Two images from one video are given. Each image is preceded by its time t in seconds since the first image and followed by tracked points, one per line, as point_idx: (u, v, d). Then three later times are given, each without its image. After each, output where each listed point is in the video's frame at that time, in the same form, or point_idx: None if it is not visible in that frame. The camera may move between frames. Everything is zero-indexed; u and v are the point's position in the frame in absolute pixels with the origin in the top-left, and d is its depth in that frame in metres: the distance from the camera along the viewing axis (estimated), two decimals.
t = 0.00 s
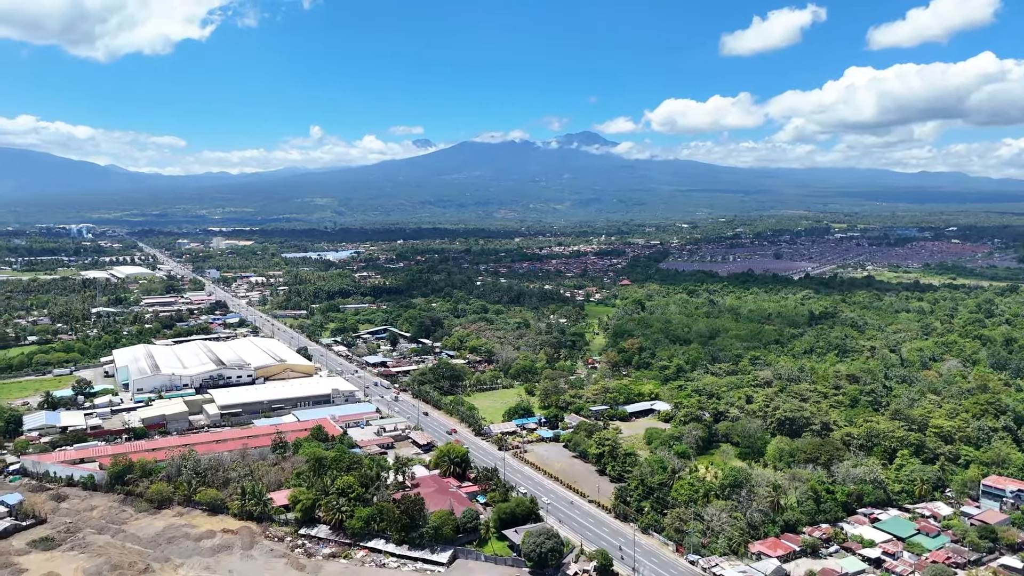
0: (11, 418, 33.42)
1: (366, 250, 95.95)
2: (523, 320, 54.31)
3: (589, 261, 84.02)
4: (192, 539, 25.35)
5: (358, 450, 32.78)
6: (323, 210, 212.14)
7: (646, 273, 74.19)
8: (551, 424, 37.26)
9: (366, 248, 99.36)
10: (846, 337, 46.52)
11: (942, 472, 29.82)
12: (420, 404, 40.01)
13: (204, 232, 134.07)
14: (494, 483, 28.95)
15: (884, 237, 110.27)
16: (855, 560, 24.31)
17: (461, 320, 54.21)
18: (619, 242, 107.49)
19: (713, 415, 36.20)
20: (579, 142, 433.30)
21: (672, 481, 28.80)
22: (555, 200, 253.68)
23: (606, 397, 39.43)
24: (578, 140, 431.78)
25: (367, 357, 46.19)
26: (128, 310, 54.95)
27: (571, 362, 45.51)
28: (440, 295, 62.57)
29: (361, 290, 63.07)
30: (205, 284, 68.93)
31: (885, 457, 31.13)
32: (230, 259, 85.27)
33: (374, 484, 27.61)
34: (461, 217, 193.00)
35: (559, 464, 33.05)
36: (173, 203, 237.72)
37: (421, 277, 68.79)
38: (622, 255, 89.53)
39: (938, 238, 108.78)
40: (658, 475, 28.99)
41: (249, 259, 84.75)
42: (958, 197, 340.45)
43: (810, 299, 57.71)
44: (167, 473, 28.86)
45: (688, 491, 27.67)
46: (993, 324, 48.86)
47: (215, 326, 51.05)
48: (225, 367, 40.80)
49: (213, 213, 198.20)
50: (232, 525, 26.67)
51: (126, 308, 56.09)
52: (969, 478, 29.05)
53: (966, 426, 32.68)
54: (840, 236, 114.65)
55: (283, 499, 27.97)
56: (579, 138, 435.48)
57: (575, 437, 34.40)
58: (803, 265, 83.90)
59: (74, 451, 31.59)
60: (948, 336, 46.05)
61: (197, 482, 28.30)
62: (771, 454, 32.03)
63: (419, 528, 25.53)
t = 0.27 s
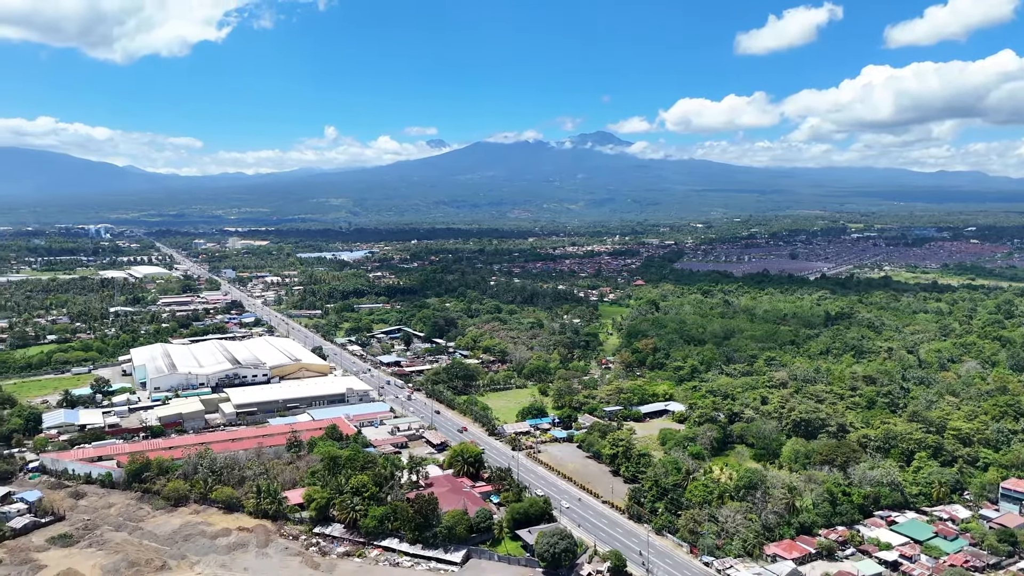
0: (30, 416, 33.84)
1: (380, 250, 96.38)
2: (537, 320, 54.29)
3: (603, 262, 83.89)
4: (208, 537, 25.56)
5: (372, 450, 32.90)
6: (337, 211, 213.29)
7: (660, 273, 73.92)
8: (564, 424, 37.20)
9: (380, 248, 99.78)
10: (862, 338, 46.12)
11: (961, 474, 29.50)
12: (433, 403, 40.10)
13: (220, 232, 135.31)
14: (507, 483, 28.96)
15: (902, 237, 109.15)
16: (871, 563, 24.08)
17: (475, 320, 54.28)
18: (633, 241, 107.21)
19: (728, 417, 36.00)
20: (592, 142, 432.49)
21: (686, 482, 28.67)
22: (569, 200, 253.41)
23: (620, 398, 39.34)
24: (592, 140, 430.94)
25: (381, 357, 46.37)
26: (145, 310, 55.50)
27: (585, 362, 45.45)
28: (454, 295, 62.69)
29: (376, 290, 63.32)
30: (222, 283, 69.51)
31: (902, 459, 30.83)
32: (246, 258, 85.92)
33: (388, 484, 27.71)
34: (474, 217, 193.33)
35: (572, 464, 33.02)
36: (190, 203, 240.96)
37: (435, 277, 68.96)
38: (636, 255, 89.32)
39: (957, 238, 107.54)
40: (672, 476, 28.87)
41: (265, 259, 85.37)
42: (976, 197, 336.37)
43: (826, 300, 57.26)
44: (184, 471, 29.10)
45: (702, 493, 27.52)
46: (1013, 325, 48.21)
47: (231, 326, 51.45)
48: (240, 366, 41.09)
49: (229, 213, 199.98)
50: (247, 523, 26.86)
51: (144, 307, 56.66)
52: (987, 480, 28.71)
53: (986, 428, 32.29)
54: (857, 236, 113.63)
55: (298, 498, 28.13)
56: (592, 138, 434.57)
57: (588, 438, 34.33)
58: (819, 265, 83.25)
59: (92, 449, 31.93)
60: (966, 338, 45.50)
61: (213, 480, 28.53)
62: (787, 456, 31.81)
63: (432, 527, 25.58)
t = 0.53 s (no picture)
0: (50, 414, 34.27)
1: (395, 250, 96.78)
2: (551, 321, 54.25)
3: (617, 262, 83.71)
4: (223, 535, 25.75)
5: (386, 449, 33.01)
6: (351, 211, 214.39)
7: (674, 273, 73.64)
8: (578, 425, 37.13)
9: (395, 248, 100.19)
10: (879, 339, 45.71)
11: (979, 477, 29.15)
12: (447, 403, 40.18)
13: (236, 232, 136.43)
14: (520, 483, 28.96)
15: (920, 237, 108.00)
16: (888, 566, 23.84)
17: (488, 320, 54.32)
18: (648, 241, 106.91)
19: (743, 418, 35.79)
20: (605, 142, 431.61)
21: (700, 484, 28.52)
22: (582, 200, 253.09)
23: (634, 399, 39.23)
24: (605, 139, 430.06)
25: (395, 356, 46.53)
26: (162, 309, 56.04)
27: (599, 362, 45.37)
28: (468, 295, 62.80)
29: (390, 290, 63.55)
30: (238, 283, 70.08)
31: (919, 462, 30.50)
32: (262, 258, 86.55)
33: (402, 483, 27.79)
34: (488, 217, 193.61)
35: (586, 465, 32.96)
36: (206, 203, 243.74)
37: (449, 277, 69.11)
38: (651, 255, 89.04)
39: (977, 239, 106.26)
40: (687, 477, 28.73)
41: (280, 259, 85.99)
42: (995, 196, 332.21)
43: (843, 300, 56.80)
44: (200, 469, 29.35)
45: (717, 494, 27.38)
46: None
47: (247, 325, 51.83)
48: (256, 365, 41.38)
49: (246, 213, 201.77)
50: (263, 521, 27.04)
51: (161, 306, 57.22)
52: (1007, 484, 28.34)
53: (1005, 431, 31.87)
54: (874, 236, 112.60)
55: (313, 496, 28.27)
56: (605, 137, 433.55)
57: (602, 439, 34.25)
58: (835, 265, 82.57)
59: (110, 446, 32.26)
60: (985, 339, 44.96)
61: (228, 478, 28.75)
62: (802, 457, 31.57)
63: (445, 527, 25.62)
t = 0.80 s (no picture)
0: (68, 412, 34.66)
1: (408, 250, 97.13)
2: (564, 321, 54.19)
3: (631, 262, 83.50)
4: (239, 533, 25.94)
5: (400, 448, 33.12)
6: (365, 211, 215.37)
7: (689, 274, 73.33)
8: (591, 425, 37.05)
9: (408, 248, 100.52)
10: (896, 340, 45.27)
11: (998, 480, 28.79)
12: (460, 403, 40.23)
13: (252, 232, 137.56)
14: (534, 484, 28.95)
15: (938, 238, 106.76)
16: (905, 570, 23.61)
17: (502, 320, 54.36)
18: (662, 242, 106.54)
19: (757, 419, 35.55)
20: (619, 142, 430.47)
21: (714, 485, 28.37)
22: (595, 200, 252.65)
23: (647, 399, 39.08)
24: (619, 139, 429.03)
25: (409, 356, 46.66)
26: (179, 308, 56.56)
27: (612, 363, 45.26)
28: (481, 295, 62.88)
29: (404, 290, 63.75)
30: (253, 282, 70.60)
31: (937, 464, 30.17)
32: (277, 258, 87.15)
33: (416, 482, 27.88)
34: (501, 217, 193.77)
35: (599, 465, 32.89)
36: (222, 203, 246.31)
37: (462, 277, 69.24)
38: (665, 255, 88.72)
39: (996, 239, 104.87)
40: (701, 478, 28.60)
41: (295, 259, 86.56)
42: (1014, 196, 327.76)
43: (859, 301, 56.30)
44: (216, 467, 29.59)
45: (731, 496, 27.22)
46: None
47: (262, 324, 52.20)
48: (271, 365, 41.66)
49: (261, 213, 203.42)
50: (277, 519, 27.21)
51: (178, 306, 57.76)
52: None
53: None
54: (891, 236, 111.50)
55: (327, 495, 28.42)
56: (619, 137, 432.34)
57: (616, 439, 34.16)
58: (852, 266, 81.84)
59: (127, 444, 32.62)
60: (1005, 341, 44.39)
61: (244, 476, 28.98)
62: (818, 459, 31.32)
63: (459, 526, 25.67)
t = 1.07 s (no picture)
0: (87, 410, 35.08)
1: (423, 250, 97.43)
2: (578, 321, 54.14)
3: (645, 262, 83.27)
4: (254, 530, 26.13)
5: (414, 447, 33.23)
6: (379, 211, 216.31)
7: (703, 274, 73.03)
8: (605, 426, 37.00)
9: (422, 248, 100.86)
10: (914, 342, 44.84)
11: (1018, 484, 28.43)
12: (474, 402, 40.30)
13: (268, 232, 138.61)
14: (547, 484, 28.94)
15: (957, 238, 105.51)
16: (922, 574, 23.36)
17: (516, 320, 54.40)
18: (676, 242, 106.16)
19: (772, 421, 35.35)
20: (632, 142, 429.21)
21: (729, 486, 28.24)
22: (609, 200, 252.10)
23: (661, 400, 38.96)
24: (633, 139, 427.82)
25: (422, 356, 46.80)
26: (196, 307, 57.08)
27: (626, 363, 45.17)
28: (495, 295, 62.94)
29: (418, 290, 63.95)
30: (269, 282, 71.09)
31: (955, 467, 29.84)
32: (292, 257, 87.74)
33: (429, 482, 27.97)
34: (515, 217, 193.87)
35: (613, 466, 32.81)
36: (238, 203, 248.52)
37: (476, 277, 69.36)
38: (679, 255, 88.38)
39: (1016, 240, 103.51)
40: (715, 479, 28.47)
41: (311, 258, 87.10)
42: None
43: (876, 302, 55.83)
44: (232, 465, 29.83)
45: (746, 497, 27.08)
46: None
47: (278, 324, 52.56)
48: (286, 364, 41.93)
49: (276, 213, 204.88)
50: (292, 517, 27.37)
51: (195, 305, 58.30)
52: None
53: None
54: (909, 237, 110.40)
55: (341, 494, 28.56)
56: (632, 137, 431.13)
57: (630, 440, 34.09)
58: (868, 266, 81.15)
59: (145, 442, 32.96)
60: None
61: (259, 474, 29.18)
62: (834, 461, 31.08)
63: (472, 526, 25.72)
